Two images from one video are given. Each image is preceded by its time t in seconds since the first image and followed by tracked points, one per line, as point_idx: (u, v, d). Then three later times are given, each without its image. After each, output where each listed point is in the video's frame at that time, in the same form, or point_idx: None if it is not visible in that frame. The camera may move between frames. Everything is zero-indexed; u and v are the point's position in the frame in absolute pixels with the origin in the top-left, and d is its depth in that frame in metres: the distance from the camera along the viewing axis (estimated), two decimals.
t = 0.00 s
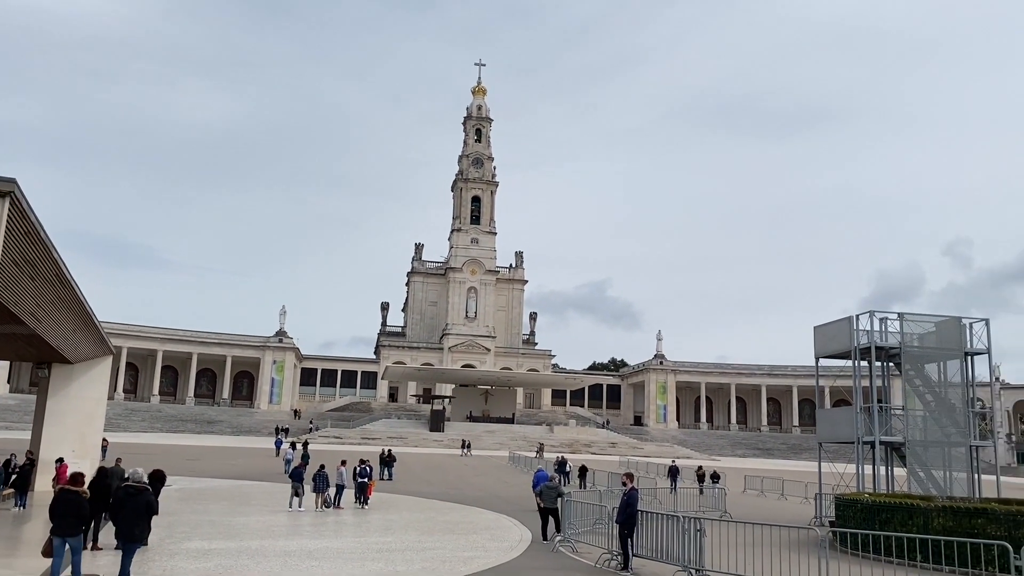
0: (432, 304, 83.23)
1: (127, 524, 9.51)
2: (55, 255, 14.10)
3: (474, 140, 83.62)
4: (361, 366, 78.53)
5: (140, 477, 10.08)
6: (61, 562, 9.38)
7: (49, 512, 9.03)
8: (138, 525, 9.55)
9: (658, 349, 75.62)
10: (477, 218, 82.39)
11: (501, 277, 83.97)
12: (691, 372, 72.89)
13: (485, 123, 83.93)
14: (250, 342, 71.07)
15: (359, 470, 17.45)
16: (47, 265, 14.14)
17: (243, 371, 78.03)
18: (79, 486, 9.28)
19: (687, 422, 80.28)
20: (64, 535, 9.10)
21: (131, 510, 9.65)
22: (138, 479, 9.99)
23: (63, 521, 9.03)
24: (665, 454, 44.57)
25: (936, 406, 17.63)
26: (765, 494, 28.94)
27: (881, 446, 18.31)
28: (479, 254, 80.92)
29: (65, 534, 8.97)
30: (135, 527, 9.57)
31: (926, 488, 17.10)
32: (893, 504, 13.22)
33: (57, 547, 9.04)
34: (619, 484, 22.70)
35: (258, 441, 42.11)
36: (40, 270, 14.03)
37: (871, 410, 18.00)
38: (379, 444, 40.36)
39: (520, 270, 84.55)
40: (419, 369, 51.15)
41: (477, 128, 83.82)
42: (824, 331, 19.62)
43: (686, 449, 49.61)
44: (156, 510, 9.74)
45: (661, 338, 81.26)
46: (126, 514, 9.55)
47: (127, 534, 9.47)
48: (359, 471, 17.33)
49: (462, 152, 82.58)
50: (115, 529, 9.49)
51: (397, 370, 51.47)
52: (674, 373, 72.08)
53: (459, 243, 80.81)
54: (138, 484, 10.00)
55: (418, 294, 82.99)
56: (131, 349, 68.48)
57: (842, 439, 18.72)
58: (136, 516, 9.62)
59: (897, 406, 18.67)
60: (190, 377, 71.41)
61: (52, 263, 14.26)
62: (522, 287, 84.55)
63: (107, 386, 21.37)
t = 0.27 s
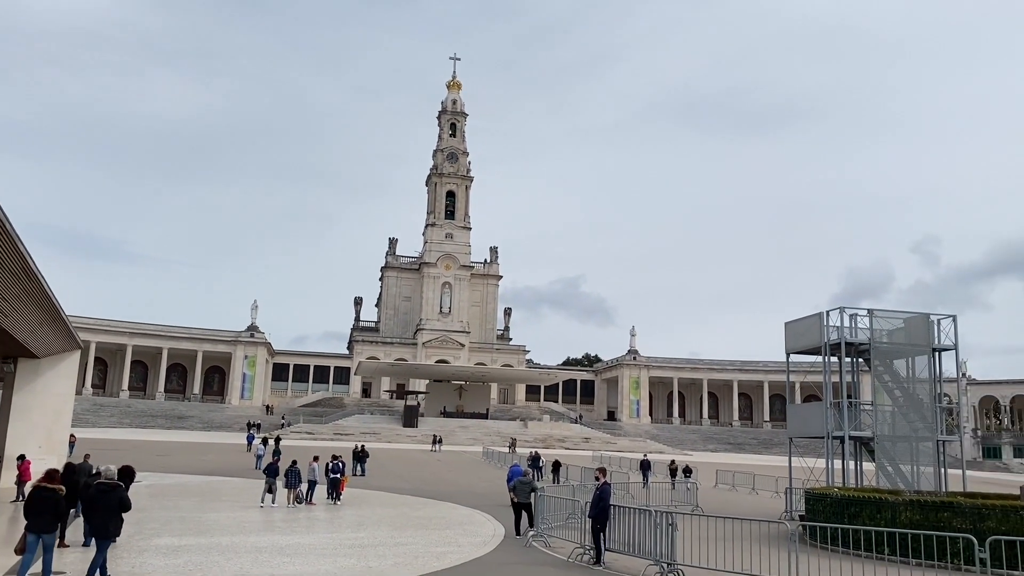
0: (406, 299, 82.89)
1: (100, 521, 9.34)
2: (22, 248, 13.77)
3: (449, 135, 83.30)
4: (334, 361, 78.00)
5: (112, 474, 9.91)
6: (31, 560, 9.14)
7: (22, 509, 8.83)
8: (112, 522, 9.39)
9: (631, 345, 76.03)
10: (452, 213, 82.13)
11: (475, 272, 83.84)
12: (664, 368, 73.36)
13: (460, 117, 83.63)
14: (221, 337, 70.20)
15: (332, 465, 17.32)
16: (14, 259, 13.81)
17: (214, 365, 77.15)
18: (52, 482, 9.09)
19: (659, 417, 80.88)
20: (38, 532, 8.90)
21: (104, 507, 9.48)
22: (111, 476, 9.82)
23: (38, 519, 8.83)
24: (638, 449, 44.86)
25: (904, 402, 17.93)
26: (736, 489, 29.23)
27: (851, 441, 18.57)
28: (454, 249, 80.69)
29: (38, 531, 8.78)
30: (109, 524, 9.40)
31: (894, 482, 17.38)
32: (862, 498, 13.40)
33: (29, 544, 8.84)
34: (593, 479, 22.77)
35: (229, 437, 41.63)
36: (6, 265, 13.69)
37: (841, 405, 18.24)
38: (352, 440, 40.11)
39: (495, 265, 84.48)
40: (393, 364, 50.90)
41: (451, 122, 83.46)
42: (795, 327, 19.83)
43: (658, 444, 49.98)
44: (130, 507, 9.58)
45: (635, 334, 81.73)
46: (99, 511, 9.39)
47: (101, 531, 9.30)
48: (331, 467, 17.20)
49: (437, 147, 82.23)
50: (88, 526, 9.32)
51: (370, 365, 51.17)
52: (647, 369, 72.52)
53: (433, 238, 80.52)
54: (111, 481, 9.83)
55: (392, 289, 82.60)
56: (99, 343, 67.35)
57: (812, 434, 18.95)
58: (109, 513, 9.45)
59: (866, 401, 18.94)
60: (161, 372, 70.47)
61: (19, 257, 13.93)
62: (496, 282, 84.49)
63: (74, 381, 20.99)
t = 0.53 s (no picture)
0: (379, 294, 82.48)
1: (72, 516, 9.25)
2: None
3: (423, 129, 82.94)
4: (306, 356, 77.40)
5: (83, 469, 9.83)
6: (0, 559, 8.85)
7: None
8: (85, 517, 9.31)
9: (604, 340, 76.37)
10: (425, 208, 81.83)
11: (449, 267, 83.62)
12: (637, 363, 73.85)
13: (434, 112, 83.26)
14: (192, 331, 69.26)
15: (303, 460, 17.19)
16: None
17: (184, 360, 76.17)
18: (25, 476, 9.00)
19: (632, 412, 81.40)
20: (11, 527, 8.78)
21: (75, 501, 9.39)
22: (81, 471, 9.74)
23: (11, 512, 8.71)
24: (611, 443, 45.10)
25: (872, 396, 18.20)
26: (707, 483, 29.51)
27: (820, 435, 18.81)
28: (428, 243, 80.40)
29: (12, 525, 8.66)
30: (82, 518, 9.32)
31: (863, 475, 17.66)
32: (830, 491, 13.59)
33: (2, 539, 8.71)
34: (566, 473, 22.86)
35: (199, 432, 41.14)
36: None
37: (810, 400, 18.47)
38: (325, 435, 39.81)
39: (469, 260, 84.32)
40: (366, 359, 50.63)
41: (425, 116, 83.10)
42: (765, 322, 20.03)
43: (631, 439, 50.30)
44: (102, 502, 9.50)
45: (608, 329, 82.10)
46: (72, 506, 9.31)
47: (74, 525, 9.21)
48: (303, 462, 17.05)
49: (411, 141, 81.82)
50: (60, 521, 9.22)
51: (343, 360, 50.85)
52: (620, 364, 72.91)
53: (407, 232, 80.16)
54: (80, 477, 9.74)
55: (365, 283, 82.14)
56: (66, 337, 66.15)
57: (782, 428, 19.16)
58: (81, 508, 9.38)
59: (834, 396, 19.21)
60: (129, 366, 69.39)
61: None
62: (470, 277, 84.36)
63: (41, 375, 20.60)
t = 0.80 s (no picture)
0: (351, 288, 81.92)
1: (42, 511, 9.11)
2: None
3: (396, 123, 82.41)
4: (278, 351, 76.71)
5: (51, 462, 9.68)
6: None
7: None
8: (54, 512, 9.18)
9: (578, 335, 76.65)
10: (399, 202, 81.37)
11: (422, 262, 83.29)
12: (609, 358, 74.20)
13: (407, 105, 82.75)
14: (161, 325, 68.22)
15: (274, 455, 17.02)
16: None
17: (153, 355, 75.09)
18: None
19: (604, 406, 81.84)
20: None
21: (46, 497, 9.25)
22: (50, 465, 9.59)
23: None
24: (584, 437, 45.32)
25: (840, 391, 18.47)
26: (678, 476, 29.77)
27: (790, 429, 19.05)
28: (401, 238, 79.99)
29: None
30: (52, 513, 9.17)
31: (831, 469, 17.93)
32: (799, 485, 13.75)
33: None
34: (538, 468, 22.91)
35: (169, 427, 40.57)
36: None
37: (780, 395, 18.67)
38: (296, 430, 39.49)
39: (442, 254, 84.05)
40: (338, 354, 50.27)
41: (399, 110, 82.57)
42: (735, 317, 20.20)
43: (603, 433, 50.56)
44: (72, 497, 9.37)
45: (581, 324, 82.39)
46: (40, 501, 9.16)
47: (43, 520, 9.07)
48: (274, 457, 16.88)
49: (384, 134, 81.26)
50: (29, 515, 9.08)
51: (314, 356, 50.40)
52: (593, 359, 73.24)
53: (380, 226, 79.67)
54: (49, 471, 9.60)
55: (337, 278, 81.55)
56: (31, 331, 64.81)
57: (752, 423, 19.36)
58: (51, 503, 9.24)
59: (803, 391, 19.45)
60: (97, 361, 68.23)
61: None
62: (443, 272, 84.11)
63: (6, 370, 20.19)
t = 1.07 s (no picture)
0: (324, 283, 81.32)
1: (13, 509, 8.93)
2: None
3: (370, 116, 81.86)
4: (249, 346, 75.93)
5: (24, 459, 9.49)
6: None
7: None
8: (26, 510, 9.01)
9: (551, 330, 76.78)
10: (372, 196, 80.88)
11: (395, 257, 82.88)
12: (583, 353, 74.45)
13: (381, 99, 82.23)
14: (129, 320, 67.17)
15: (245, 450, 16.86)
16: None
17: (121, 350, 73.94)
18: None
19: (577, 401, 82.12)
20: None
21: (17, 494, 9.07)
22: (22, 462, 9.40)
23: None
24: (557, 432, 45.44)
25: (809, 386, 18.69)
26: (651, 471, 29.97)
27: (760, 424, 19.23)
28: (374, 232, 79.52)
29: None
30: (23, 511, 9.00)
31: (800, 463, 18.17)
32: (768, 479, 13.93)
33: None
34: (512, 463, 22.93)
35: (137, 423, 39.96)
36: None
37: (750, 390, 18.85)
38: (267, 426, 39.12)
39: (416, 249, 83.71)
40: (311, 349, 49.87)
41: (372, 103, 82.01)
42: (707, 314, 20.35)
43: (576, 428, 50.73)
44: (44, 495, 9.19)
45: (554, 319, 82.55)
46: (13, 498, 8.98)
47: (13, 519, 8.90)
48: (245, 453, 16.73)
49: (357, 128, 80.69)
50: None
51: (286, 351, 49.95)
52: (567, 354, 73.43)
53: (353, 220, 79.14)
54: (21, 468, 9.41)
55: (310, 272, 80.88)
56: None
57: (723, 417, 19.51)
58: (23, 501, 9.06)
59: (773, 386, 19.66)
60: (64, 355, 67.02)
61: None
62: (416, 267, 83.78)
63: None
